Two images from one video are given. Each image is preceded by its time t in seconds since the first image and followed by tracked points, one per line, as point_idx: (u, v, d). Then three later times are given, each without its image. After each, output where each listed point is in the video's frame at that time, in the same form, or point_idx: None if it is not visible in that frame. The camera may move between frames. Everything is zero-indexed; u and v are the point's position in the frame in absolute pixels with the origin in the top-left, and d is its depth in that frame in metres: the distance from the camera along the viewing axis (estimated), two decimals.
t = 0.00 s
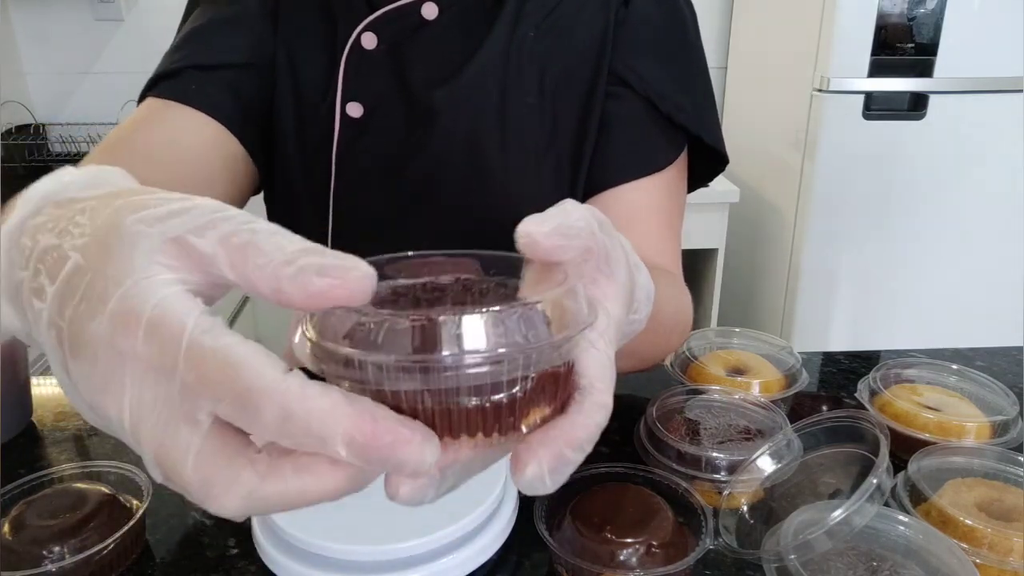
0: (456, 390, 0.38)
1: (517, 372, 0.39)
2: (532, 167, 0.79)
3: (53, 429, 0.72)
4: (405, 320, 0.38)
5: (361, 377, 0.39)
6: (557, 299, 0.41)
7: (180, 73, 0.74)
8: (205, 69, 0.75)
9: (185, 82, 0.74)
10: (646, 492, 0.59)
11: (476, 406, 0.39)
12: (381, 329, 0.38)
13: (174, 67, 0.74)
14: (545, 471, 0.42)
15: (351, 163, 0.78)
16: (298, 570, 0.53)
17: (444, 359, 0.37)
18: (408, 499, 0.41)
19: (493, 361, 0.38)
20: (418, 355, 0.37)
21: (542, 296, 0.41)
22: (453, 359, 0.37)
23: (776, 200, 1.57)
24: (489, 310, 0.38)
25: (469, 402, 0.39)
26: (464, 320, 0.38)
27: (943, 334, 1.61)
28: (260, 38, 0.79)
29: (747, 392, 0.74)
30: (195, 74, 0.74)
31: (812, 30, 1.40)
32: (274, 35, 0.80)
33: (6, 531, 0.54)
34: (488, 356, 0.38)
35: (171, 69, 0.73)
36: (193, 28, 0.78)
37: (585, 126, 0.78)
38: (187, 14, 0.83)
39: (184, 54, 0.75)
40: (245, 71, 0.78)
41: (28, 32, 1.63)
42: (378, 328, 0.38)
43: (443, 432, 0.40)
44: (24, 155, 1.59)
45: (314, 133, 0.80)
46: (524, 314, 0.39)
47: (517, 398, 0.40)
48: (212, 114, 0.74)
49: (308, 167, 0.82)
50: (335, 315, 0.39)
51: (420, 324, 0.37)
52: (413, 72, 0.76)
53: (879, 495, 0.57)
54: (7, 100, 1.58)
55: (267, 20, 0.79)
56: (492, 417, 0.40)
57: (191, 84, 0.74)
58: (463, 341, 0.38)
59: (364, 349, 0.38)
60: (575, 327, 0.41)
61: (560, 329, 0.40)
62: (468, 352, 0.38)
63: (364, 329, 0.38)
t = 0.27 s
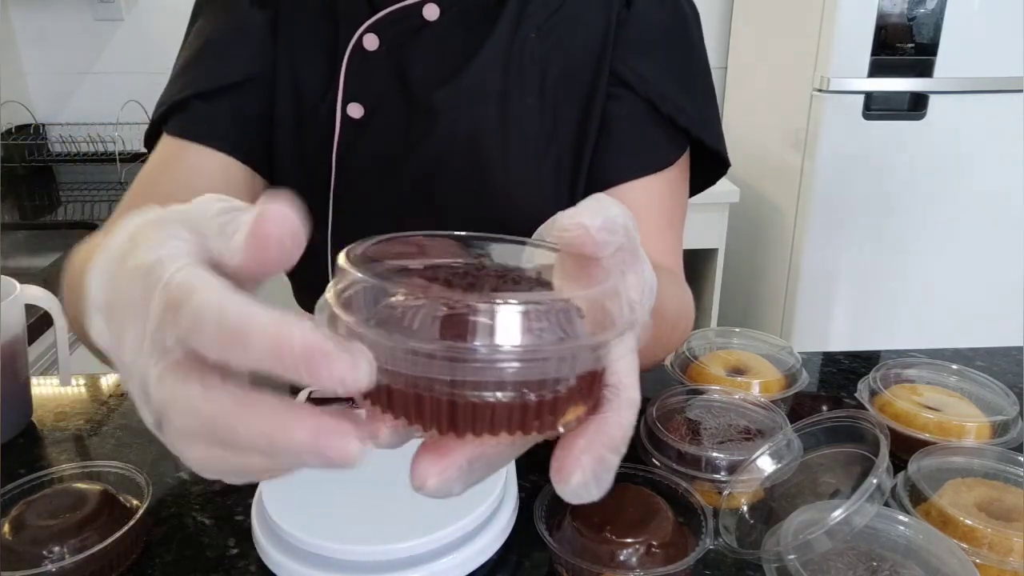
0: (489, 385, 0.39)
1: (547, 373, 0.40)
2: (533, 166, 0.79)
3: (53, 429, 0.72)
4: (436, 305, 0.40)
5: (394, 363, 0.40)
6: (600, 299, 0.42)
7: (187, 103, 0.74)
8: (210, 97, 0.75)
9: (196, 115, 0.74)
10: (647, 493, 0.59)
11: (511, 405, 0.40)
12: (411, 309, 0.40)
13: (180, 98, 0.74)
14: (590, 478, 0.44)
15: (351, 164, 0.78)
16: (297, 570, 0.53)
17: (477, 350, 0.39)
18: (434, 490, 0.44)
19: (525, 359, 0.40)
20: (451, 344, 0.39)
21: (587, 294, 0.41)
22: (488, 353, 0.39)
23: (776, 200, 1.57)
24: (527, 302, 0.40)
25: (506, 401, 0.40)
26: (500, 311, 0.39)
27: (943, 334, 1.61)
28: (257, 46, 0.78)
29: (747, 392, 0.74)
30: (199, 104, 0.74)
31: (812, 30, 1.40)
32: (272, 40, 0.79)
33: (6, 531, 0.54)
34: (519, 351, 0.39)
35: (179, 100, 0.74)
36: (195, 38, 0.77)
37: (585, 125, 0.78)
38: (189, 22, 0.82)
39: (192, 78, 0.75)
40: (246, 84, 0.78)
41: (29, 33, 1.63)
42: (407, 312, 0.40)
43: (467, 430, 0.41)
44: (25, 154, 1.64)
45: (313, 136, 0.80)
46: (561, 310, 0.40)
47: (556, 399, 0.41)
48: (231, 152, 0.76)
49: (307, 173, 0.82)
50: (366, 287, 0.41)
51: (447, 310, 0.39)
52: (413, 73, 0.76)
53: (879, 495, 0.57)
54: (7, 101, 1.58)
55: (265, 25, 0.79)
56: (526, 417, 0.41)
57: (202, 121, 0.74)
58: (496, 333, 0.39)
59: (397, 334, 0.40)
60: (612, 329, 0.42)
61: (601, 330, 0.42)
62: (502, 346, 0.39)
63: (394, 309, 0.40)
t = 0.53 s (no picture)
0: (480, 385, 0.38)
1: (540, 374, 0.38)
2: (530, 167, 0.79)
3: (53, 429, 0.72)
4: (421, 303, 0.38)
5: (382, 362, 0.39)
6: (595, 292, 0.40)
7: (191, 119, 0.74)
8: (212, 111, 0.75)
9: (200, 131, 0.74)
10: (646, 493, 0.59)
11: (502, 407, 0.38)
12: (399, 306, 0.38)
13: (185, 115, 0.74)
14: (596, 481, 0.43)
15: (348, 166, 0.78)
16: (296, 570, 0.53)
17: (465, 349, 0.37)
18: (438, 508, 0.43)
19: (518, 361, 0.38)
20: (438, 344, 0.37)
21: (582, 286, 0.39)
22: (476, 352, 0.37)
23: (776, 200, 1.57)
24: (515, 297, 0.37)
25: (499, 402, 0.38)
26: (488, 308, 0.37)
27: (943, 334, 1.61)
28: (252, 52, 0.77)
29: (747, 392, 0.74)
30: (203, 119, 0.75)
31: (812, 30, 1.40)
32: (268, 47, 0.78)
33: (6, 531, 0.54)
34: (509, 350, 0.38)
35: (183, 117, 0.74)
36: (192, 49, 0.77)
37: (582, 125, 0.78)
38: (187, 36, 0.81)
39: (192, 92, 0.75)
40: (246, 98, 0.77)
41: (29, 33, 1.63)
42: (394, 313, 0.39)
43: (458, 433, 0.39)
44: (25, 154, 1.65)
45: (311, 141, 0.79)
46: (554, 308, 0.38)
47: (551, 396, 0.39)
48: (238, 171, 0.77)
49: (303, 181, 0.80)
50: (350, 287, 0.39)
51: (436, 308, 0.38)
52: (411, 74, 0.76)
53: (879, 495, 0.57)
54: (8, 100, 1.58)
55: (261, 28, 0.78)
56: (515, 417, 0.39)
57: (207, 136, 0.74)
58: (485, 331, 0.37)
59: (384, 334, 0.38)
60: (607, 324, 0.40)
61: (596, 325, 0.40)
62: (491, 346, 0.37)
63: (381, 309, 0.39)
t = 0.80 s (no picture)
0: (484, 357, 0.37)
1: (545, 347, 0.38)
2: (531, 167, 0.79)
3: (53, 429, 0.72)
4: (418, 271, 0.37)
5: (384, 335, 0.38)
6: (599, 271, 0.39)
7: (192, 122, 0.75)
8: (213, 114, 0.75)
9: (203, 134, 0.74)
10: (647, 493, 0.58)
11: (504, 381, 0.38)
12: (400, 276, 0.37)
13: (186, 118, 0.74)
14: (599, 452, 0.41)
15: (347, 166, 0.78)
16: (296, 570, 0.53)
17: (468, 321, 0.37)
18: (450, 507, 0.42)
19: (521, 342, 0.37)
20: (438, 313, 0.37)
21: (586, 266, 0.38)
22: (479, 327, 0.37)
23: (776, 200, 1.57)
24: (520, 268, 0.37)
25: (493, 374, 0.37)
26: (490, 277, 0.36)
27: (943, 334, 1.61)
28: (251, 54, 0.76)
29: (747, 392, 0.74)
30: (206, 123, 0.75)
31: (812, 30, 1.40)
32: (268, 49, 0.78)
33: (6, 531, 0.54)
34: (510, 321, 0.37)
35: (183, 119, 0.74)
36: (191, 53, 0.77)
37: (582, 124, 0.78)
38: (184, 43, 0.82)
39: (194, 95, 0.75)
40: (247, 100, 0.77)
41: (29, 33, 1.63)
42: (394, 287, 0.37)
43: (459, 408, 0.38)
44: (25, 155, 1.65)
45: (311, 142, 0.79)
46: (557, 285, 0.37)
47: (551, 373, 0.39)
48: (241, 172, 0.76)
49: (302, 182, 0.80)
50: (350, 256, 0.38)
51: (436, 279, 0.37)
52: (410, 74, 0.76)
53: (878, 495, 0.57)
54: (8, 101, 1.58)
55: (260, 30, 0.77)
56: (516, 391, 0.38)
57: (209, 139, 0.74)
58: (488, 302, 0.37)
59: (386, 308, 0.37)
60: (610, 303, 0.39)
61: (598, 304, 0.39)
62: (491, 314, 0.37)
63: (380, 280, 0.38)
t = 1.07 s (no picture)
0: (490, 342, 0.37)
1: (551, 332, 0.38)
2: (531, 168, 0.79)
3: (53, 429, 0.72)
4: (423, 254, 0.37)
5: (389, 321, 0.38)
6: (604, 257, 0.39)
7: (194, 125, 0.75)
8: (214, 116, 0.75)
9: (205, 137, 0.74)
10: (647, 493, 0.58)
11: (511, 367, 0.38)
12: (406, 260, 0.38)
13: (187, 121, 0.74)
14: (600, 421, 0.41)
15: (346, 166, 0.78)
16: (297, 570, 0.53)
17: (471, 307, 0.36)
18: (493, 482, 0.43)
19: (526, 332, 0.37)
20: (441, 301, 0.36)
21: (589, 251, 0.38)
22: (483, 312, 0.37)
23: (776, 201, 1.57)
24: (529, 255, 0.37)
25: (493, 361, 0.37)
26: (495, 263, 0.37)
27: (943, 335, 1.61)
28: (250, 56, 0.76)
29: (747, 392, 0.74)
30: (206, 126, 0.75)
31: (812, 30, 1.40)
32: (267, 51, 0.78)
33: (6, 531, 0.54)
34: (515, 305, 0.37)
35: (184, 123, 0.74)
36: (190, 56, 0.77)
37: (582, 124, 0.78)
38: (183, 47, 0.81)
39: (194, 98, 0.75)
40: (247, 102, 0.77)
41: (29, 33, 1.63)
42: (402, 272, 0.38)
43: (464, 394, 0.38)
44: (25, 155, 1.65)
45: (311, 143, 0.79)
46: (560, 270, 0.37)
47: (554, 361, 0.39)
48: (243, 174, 0.76)
49: (303, 182, 0.80)
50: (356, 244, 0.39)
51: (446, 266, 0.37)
52: (409, 74, 0.76)
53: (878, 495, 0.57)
54: (7, 102, 1.59)
55: (259, 31, 0.77)
56: (522, 378, 0.38)
57: (210, 142, 0.74)
58: (493, 288, 0.37)
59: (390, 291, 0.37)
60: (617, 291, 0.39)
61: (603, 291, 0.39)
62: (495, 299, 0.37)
63: (386, 265, 0.38)
